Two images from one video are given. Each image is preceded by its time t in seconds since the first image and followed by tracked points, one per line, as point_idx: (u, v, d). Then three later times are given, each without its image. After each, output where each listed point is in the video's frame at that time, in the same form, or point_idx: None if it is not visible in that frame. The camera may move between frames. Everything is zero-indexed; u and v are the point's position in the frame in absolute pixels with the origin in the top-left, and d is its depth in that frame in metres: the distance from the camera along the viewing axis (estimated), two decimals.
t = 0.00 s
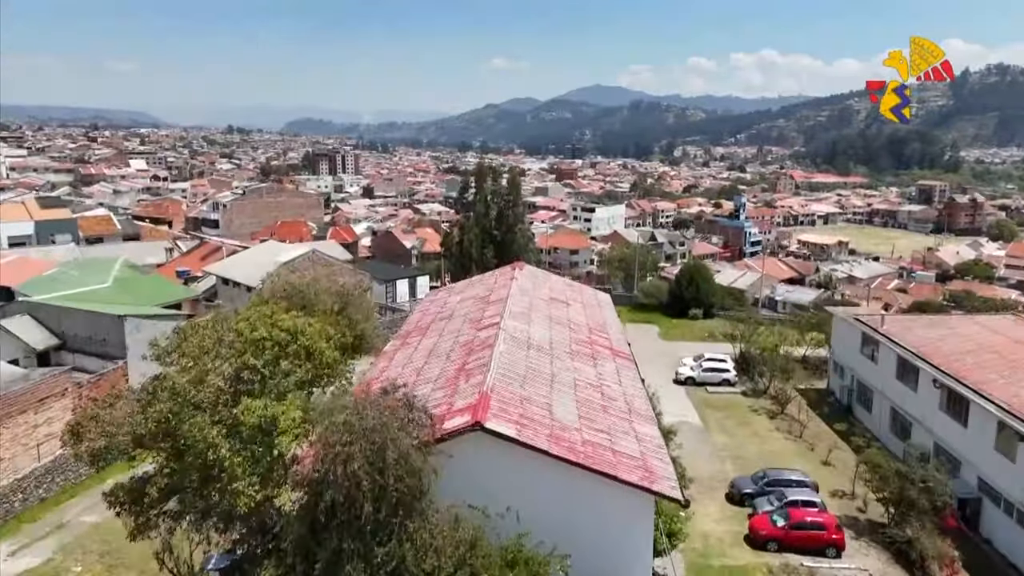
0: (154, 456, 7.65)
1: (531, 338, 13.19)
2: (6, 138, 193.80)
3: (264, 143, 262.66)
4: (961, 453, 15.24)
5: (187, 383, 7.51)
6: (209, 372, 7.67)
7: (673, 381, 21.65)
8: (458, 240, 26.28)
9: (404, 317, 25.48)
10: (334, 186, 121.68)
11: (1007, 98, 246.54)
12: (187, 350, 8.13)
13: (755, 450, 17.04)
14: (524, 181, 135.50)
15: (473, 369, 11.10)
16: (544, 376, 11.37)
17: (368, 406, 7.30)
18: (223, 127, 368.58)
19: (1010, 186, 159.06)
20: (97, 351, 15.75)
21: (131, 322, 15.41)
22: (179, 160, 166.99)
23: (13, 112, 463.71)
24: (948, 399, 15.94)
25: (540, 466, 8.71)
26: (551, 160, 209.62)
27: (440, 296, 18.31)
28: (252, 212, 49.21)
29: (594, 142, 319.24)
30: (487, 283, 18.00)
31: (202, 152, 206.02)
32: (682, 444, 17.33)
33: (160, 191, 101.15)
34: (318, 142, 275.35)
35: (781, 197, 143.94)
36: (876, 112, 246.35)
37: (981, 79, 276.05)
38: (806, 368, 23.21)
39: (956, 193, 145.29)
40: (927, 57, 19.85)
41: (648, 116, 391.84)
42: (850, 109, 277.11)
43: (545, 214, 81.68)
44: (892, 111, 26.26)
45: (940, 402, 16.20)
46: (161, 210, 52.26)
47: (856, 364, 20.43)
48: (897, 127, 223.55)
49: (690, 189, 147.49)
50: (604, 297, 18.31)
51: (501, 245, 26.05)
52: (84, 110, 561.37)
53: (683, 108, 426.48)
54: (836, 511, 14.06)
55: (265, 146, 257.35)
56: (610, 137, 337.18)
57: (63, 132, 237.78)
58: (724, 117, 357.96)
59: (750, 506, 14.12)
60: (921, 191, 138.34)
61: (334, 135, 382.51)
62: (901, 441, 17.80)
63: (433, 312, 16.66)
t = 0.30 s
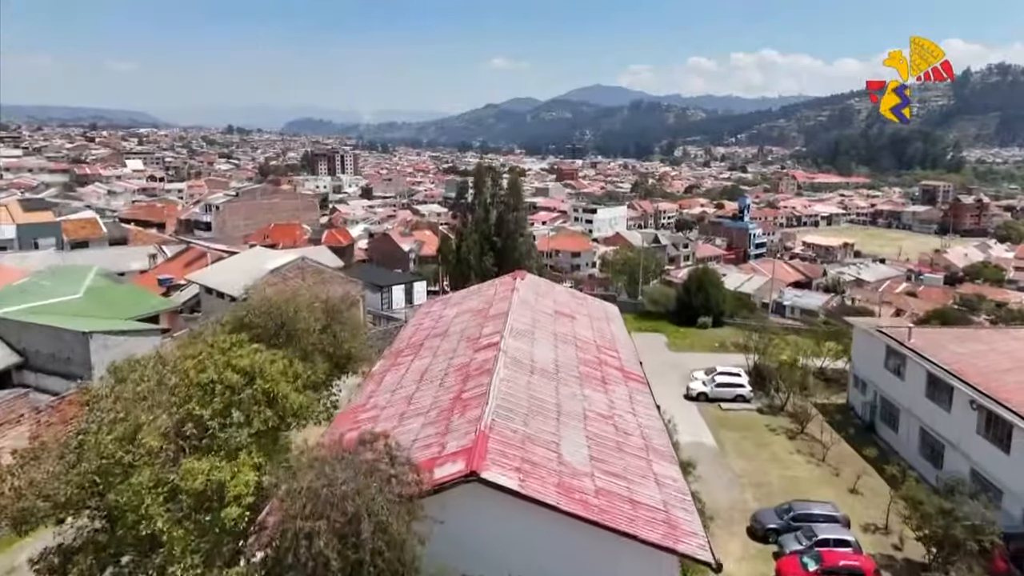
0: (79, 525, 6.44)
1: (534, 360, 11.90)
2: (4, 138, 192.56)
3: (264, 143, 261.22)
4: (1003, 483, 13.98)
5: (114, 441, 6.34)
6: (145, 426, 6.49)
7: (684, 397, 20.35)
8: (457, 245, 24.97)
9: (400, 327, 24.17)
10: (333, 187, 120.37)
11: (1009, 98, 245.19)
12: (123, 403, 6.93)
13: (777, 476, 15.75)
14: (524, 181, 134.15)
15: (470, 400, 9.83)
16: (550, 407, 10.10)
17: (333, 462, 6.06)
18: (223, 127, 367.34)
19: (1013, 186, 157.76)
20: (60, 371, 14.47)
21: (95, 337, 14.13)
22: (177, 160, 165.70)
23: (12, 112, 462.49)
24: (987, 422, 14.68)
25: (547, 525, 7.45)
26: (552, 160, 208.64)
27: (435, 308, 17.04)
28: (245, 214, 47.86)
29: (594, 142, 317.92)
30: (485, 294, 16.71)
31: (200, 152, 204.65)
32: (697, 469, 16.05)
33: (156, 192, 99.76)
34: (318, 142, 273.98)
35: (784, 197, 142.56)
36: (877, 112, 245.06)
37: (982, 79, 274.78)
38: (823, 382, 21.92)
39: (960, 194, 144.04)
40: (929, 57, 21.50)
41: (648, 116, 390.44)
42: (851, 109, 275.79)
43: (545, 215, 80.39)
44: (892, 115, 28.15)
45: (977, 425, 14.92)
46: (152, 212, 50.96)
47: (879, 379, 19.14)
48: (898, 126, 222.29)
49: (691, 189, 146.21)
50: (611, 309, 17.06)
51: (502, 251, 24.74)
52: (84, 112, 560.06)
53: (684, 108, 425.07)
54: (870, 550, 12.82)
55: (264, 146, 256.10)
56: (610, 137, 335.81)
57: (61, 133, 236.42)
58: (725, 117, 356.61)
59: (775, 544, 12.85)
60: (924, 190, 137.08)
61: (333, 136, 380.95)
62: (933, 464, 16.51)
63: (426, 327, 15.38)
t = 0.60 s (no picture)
0: None
1: (538, 386, 10.64)
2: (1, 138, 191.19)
3: (263, 143, 259.84)
4: None
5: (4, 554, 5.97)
6: (42, 563, 5.96)
7: (696, 415, 19.07)
8: (454, 251, 23.67)
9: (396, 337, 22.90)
10: (332, 188, 119.11)
11: (1011, 98, 244.07)
12: (26, 523, 6.40)
13: (800, 506, 14.50)
14: (525, 181, 132.87)
15: (467, 438, 8.56)
16: (558, 447, 8.81)
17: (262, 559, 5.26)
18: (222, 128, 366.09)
19: (1016, 187, 156.58)
20: (18, 394, 13.30)
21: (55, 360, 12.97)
22: (175, 160, 164.40)
23: (11, 112, 461.22)
24: None
25: None
26: (552, 160, 207.49)
27: (431, 322, 15.86)
28: (238, 217, 46.65)
29: (594, 142, 316.70)
30: (485, 306, 15.57)
31: (199, 152, 203.25)
32: (712, 497, 14.80)
33: (152, 193, 98.43)
34: (317, 142, 272.63)
35: (786, 198, 141.30)
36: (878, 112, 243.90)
37: (984, 79, 273.51)
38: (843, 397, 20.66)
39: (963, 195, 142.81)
40: (927, 59, 22.66)
41: (648, 116, 389.21)
42: (851, 109, 274.59)
43: (546, 217, 79.15)
44: (895, 113, 29.23)
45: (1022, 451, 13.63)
46: (144, 214, 49.66)
47: (905, 396, 17.92)
48: (900, 126, 221.12)
49: (693, 189, 144.99)
50: (620, 322, 15.94)
51: (502, 259, 23.41)
52: (83, 111, 558.83)
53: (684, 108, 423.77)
54: None
55: (263, 146, 254.80)
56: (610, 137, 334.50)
57: (59, 133, 235.01)
58: (725, 117, 355.28)
59: None
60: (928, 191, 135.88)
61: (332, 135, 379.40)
62: (970, 491, 15.26)
63: (420, 344, 14.20)
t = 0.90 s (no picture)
0: None
1: (544, 419, 9.31)
2: None
3: (263, 143, 258.66)
4: None
5: None
6: None
7: (711, 435, 17.80)
8: (450, 260, 22.30)
9: (391, 348, 21.50)
10: (331, 188, 117.82)
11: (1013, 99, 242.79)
12: None
13: (830, 542, 13.20)
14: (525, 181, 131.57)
15: (460, 495, 7.26)
16: (567, 501, 7.52)
17: None
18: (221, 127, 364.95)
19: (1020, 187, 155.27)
20: None
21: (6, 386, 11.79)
22: (173, 160, 163.19)
23: (10, 112, 459.91)
24: None
25: None
26: (552, 160, 206.29)
27: (426, 339, 14.49)
28: (231, 219, 45.36)
29: (595, 142, 315.38)
30: (485, 321, 14.22)
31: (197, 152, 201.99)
32: (732, 534, 13.50)
33: (148, 194, 97.11)
34: (316, 142, 271.42)
35: (788, 198, 139.99)
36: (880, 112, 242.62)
37: (985, 79, 272.16)
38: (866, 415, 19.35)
39: (967, 196, 141.46)
40: (925, 58, 21.72)
41: (648, 116, 387.93)
42: (853, 109, 273.22)
43: (547, 219, 77.89)
44: (896, 113, 28.23)
45: None
46: (135, 216, 48.38)
47: (937, 415, 16.60)
48: (902, 126, 219.81)
49: (695, 190, 143.65)
50: (631, 340, 14.67)
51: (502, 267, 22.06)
52: (83, 112, 557.45)
53: (684, 108, 422.39)
54: None
55: (263, 146, 253.58)
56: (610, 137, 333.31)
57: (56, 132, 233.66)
58: (726, 117, 353.92)
59: None
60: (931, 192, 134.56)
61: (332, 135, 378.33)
62: (1015, 523, 13.94)
63: (414, 365, 12.82)
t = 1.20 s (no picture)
0: None
1: (551, 464, 8.04)
2: None
3: (262, 143, 257.43)
4: None
5: None
6: None
7: (728, 459, 16.48)
8: (446, 270, 20.91)
9: (384, 362, 20.17)
10: (330, 189, 116.47)
11: (1014, 99, 241.61)
12: None
13: None
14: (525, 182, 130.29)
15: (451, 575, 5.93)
16: None
17: None
18: (220, 127, 363.97)
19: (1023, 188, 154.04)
20: None
21: None
22: (170, 161, 161.92)
23: (9, 112, 458.87)
24: None
25: None
26: (552, 160, 205.70)
27: (420, 359, 13.23)
28: (223, 222, 44.10)
29: (595, 142, 314.18)
30: (484, 340, 12.94)
31: (195, 152, 200.75)
32: None
33: (143, 195, 95.88)
34: (315, 142, 270.34)
35: (790, 199, 138.79)
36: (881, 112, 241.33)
37: (986, 79, 271.02)
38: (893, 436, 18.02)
39: (970, 197, 140.26)
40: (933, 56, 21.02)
41: (648, 117, 386.72)
42: (853, 109, 272.10)
43: (548, 221, 76.61)
44: (893, 112, 28.07)
45: None
46: (124, 218, 47.09)
47: (975, 442, 15.29)
48: (903, 126, 218.58)
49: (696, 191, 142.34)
50: (643, 361, 13.44)
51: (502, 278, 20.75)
52: (82, 112, 556.53)
53: (683, 109, 421.25)
54: None
55: (262, 146, 252.38)
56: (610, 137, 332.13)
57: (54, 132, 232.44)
58: (726, 117, 352.73)
59: None
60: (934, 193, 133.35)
61: (331, 135, 377.03)
62: None
63: (403, 392, 11.54)
